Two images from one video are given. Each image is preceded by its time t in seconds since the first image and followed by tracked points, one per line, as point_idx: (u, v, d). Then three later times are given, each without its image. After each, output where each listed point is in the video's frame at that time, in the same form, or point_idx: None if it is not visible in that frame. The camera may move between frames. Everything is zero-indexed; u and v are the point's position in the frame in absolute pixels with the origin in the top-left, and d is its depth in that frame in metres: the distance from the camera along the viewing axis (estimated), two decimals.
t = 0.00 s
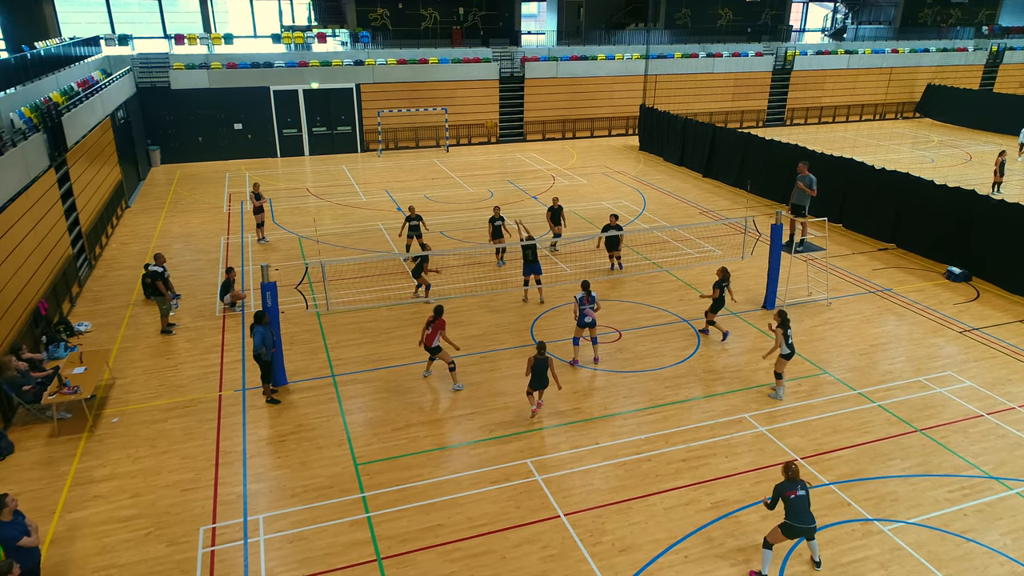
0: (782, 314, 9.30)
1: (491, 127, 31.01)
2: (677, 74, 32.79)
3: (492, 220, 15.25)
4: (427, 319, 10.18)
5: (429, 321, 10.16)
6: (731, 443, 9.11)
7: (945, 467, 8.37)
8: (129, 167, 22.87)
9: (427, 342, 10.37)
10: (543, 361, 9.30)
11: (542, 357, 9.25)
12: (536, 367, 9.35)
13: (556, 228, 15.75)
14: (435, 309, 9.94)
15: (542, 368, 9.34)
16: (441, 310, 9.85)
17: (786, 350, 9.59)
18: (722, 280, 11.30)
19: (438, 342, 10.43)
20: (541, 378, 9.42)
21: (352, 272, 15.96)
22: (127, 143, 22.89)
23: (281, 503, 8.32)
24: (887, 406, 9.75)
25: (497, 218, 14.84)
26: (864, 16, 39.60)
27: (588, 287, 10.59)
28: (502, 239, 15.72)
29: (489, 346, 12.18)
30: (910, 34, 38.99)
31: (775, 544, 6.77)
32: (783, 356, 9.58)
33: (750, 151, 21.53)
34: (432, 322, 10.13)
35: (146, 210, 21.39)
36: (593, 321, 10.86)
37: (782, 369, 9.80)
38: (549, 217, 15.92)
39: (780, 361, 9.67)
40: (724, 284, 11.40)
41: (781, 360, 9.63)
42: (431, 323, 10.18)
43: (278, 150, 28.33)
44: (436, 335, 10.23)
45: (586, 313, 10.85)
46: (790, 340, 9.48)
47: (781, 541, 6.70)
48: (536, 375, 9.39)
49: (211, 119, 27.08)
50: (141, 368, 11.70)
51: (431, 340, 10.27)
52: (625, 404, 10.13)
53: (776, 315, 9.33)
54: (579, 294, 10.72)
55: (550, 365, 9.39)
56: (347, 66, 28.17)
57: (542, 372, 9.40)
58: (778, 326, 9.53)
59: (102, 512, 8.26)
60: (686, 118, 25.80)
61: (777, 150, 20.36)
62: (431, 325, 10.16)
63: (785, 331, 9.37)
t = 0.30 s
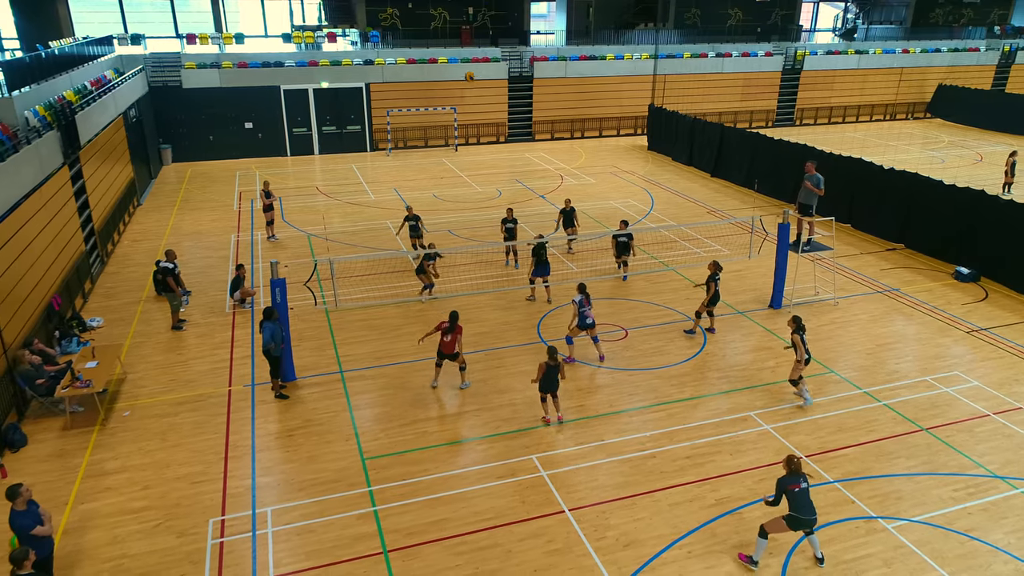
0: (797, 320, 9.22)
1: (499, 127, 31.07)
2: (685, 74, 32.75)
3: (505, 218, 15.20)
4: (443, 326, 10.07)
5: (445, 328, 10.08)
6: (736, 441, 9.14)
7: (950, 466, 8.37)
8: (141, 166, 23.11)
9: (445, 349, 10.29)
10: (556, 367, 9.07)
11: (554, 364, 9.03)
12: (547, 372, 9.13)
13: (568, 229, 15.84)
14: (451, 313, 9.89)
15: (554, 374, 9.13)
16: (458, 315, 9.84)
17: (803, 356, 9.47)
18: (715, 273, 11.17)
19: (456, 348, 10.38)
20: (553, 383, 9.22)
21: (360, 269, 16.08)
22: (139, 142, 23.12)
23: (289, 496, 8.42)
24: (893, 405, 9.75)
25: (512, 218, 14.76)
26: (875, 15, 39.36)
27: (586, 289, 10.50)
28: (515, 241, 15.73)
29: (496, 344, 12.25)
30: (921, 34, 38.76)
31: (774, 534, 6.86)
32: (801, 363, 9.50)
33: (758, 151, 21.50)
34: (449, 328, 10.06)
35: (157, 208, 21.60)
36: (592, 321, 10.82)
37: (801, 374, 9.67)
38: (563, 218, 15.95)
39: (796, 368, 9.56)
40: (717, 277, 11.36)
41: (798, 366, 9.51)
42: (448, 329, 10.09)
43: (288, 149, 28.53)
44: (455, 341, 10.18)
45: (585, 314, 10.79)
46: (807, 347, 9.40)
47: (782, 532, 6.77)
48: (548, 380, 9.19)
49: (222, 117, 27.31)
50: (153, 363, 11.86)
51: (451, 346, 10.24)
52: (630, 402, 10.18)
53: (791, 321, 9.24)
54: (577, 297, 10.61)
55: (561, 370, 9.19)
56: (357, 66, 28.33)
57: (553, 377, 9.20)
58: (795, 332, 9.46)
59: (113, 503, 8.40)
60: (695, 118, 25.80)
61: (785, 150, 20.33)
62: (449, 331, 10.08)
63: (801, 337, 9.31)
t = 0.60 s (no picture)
0: (797, 328, 9.32)
1: (506, 126, 31.13)
2: (692, 73, 32.75)
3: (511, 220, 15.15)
4: (437, 333, 9.72)
5: (440, 334, 9.73)
6: (738, 438, 9.18)
7: (952, 463, 8.39)
8: (150, 164, 23.31)
9: (444, 356, 9.89)
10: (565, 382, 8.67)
11: (564, 378, 8.62)
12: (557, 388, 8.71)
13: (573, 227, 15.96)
14: (443, 317, 9.56)
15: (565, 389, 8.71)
16: (447, 318, 9.52)
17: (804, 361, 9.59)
18: (704, 275, 11.36)
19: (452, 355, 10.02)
20: (563, 400, 8.77)
21: (367, 267, 16.18)
22: (148, 140, 23.33)
23: (295, 489, 8.52)
24: (897, 404, 9.76)
25: (519, 220, 14.77)
26: (883, 15, 39.19)
27: (563, 291, 10.90)
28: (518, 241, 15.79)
29: (501, 341, 12.32)
30: (929, 34, 38.60)
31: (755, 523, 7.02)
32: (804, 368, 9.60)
33: (764, 151, 21.51)
34: (444, 334, 9.70)
35: (165, 206, 21.77)
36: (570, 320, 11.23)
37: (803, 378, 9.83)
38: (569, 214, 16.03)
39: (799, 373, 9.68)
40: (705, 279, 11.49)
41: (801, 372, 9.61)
42: (443, 336, 9.74)
43: (295, 148, 28.69)
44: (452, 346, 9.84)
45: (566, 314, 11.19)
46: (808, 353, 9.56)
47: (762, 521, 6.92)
48: (558, 397, 8.76)
49: (230, 116, 27.50)
50: (161, 358, 11.99)
51: (448, 353, 9.87)
52: (634, 399, 10.23)
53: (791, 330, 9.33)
54: (556, 299, 11.01)
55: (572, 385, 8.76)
56: (364, 65, 28.45)
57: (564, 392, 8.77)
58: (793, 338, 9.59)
59: (121, 495, 8.51)
60: (701, 118, 25.81)
61: (791, 150, 20.33)
62: (445, 337, 9.73)
63: (803, 343, 9.44)
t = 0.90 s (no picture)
0: (783, 323, 9.48)
1: (514, 126, 31.23)
2: (700, 73, 32.73)
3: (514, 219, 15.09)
4: (434, 344, 9.28)
5: (438, 345, 9.30)
6: (742, 435, 9.21)
7: (956, 461, 8.40)
8: (161, 163, 23.53)
9: (443, 369, 9.41)
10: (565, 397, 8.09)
11: (564, 393, 8.06)
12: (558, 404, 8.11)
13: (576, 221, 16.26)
14: (439, 326, 9.18)
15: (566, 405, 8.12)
16: (442, 327, 9.15)
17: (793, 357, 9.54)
18: (693, 272, 11.31)
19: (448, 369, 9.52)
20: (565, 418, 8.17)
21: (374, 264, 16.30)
22: (159, 138, 23.57)
23: (301, 482, 8.62)
24: (901, 402, 9.76)
25: (519, 222, 14.54)
26: (893, 15, 39.00)
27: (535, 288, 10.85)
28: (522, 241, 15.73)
29: (507, 338, 12.40)
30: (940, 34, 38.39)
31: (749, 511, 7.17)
32: (791, 364, 9.58)
33: (772, 151, 21.48)
34: (443, 344, 9.29)
35: (176, 203, 21.99)
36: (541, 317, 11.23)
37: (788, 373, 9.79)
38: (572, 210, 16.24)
39: (785, 369, 9.63)
40: (697, 277, 11.46)
41: (787, 367, 9.59)
42: (442, 347, 9.31)
43: (305, 146, 28.89)
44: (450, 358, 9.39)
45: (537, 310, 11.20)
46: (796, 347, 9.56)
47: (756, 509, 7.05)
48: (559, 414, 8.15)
49: (240, 115, 27.70)
50: (171, 353, 12.13)
51: (447, 365, 9.39)
52: (638, 396, 10.28)
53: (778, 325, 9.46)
54: (528, 295, 11.01)
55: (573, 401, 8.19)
56: (373, 64, 28.59)
57: (565, 410, 8.17)
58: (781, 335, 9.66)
59: (131, 486, 8.64)
60: (709, 118, 25.81)
61: (799, 149, 20.29)
62: (443, 347, 9.31)
63: (789, 339, 9.47)
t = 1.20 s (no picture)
0: (773, 325, 9.38)
1: (525, 125, 31.32)
2: (712, 73, 32.64)
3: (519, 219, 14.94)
4: (427, 362, 8.81)
5: (431, 362, 8.82)
6: (749, 432, 9.24)
7: (963, 460, 8.39)
8: (175, 160, 23.78)
9: (437, 385, 8.97)
10: (567, 425, 7.37)
11: (566, 421, 7.34)
12: (559, 435, 7.36)
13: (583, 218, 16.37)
14: (431, 342, 8.71)
15: (569, 435, 7.39)
16: (436, 344, 8.64)
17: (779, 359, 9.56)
18: (692, 271, 11.38)
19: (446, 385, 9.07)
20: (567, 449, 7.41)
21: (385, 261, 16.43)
22: (173, 136, 23.83)
23: (310, 473, 8.73)
24: (908, 401, 9.76)
25: (525, 222, 14.58)
26: (908, 15, 38.70)
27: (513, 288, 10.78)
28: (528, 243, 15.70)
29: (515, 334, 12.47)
30: (955, 34, 38.05)
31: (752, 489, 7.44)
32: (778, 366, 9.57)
33: (783, 150, 21.40)
34: (436, 360, 8.81)
35: (189, 200, 22.24)
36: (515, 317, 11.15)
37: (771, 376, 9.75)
38: (579, 206, 16.36)
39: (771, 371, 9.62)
40: (693, 274, 11.52)
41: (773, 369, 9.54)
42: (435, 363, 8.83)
43: (317, 144, 29.11)
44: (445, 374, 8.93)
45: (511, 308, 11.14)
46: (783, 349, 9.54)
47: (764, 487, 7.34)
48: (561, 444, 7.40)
49: (253, 113, 27.95)
50: (183, 347, 12.30)
51: (443, 381, 8.95)
52: (644, 392, 10.32)
53: (767, 327, 9.37)
54: (504, 294, 10.88)
55: (575, 429, 7.49)
56: (385, 63, 28.74)
57: (569, 441, 7.44)
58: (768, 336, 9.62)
59: (143, 476, 8.80)
60: (720, 117, 25.76)
61: (810, 149, 20.21)
62: (437, 364, 8.83)
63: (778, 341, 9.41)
